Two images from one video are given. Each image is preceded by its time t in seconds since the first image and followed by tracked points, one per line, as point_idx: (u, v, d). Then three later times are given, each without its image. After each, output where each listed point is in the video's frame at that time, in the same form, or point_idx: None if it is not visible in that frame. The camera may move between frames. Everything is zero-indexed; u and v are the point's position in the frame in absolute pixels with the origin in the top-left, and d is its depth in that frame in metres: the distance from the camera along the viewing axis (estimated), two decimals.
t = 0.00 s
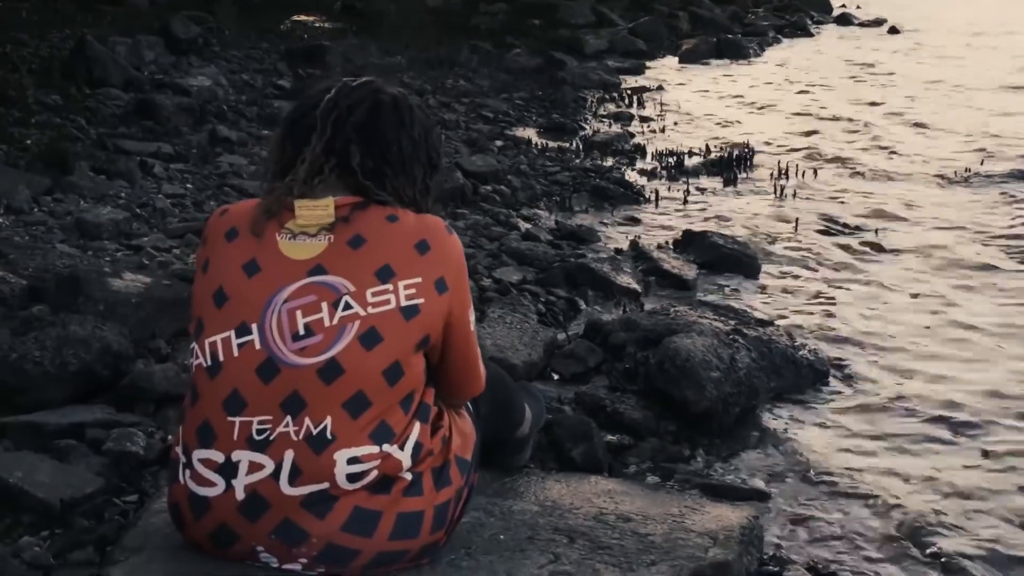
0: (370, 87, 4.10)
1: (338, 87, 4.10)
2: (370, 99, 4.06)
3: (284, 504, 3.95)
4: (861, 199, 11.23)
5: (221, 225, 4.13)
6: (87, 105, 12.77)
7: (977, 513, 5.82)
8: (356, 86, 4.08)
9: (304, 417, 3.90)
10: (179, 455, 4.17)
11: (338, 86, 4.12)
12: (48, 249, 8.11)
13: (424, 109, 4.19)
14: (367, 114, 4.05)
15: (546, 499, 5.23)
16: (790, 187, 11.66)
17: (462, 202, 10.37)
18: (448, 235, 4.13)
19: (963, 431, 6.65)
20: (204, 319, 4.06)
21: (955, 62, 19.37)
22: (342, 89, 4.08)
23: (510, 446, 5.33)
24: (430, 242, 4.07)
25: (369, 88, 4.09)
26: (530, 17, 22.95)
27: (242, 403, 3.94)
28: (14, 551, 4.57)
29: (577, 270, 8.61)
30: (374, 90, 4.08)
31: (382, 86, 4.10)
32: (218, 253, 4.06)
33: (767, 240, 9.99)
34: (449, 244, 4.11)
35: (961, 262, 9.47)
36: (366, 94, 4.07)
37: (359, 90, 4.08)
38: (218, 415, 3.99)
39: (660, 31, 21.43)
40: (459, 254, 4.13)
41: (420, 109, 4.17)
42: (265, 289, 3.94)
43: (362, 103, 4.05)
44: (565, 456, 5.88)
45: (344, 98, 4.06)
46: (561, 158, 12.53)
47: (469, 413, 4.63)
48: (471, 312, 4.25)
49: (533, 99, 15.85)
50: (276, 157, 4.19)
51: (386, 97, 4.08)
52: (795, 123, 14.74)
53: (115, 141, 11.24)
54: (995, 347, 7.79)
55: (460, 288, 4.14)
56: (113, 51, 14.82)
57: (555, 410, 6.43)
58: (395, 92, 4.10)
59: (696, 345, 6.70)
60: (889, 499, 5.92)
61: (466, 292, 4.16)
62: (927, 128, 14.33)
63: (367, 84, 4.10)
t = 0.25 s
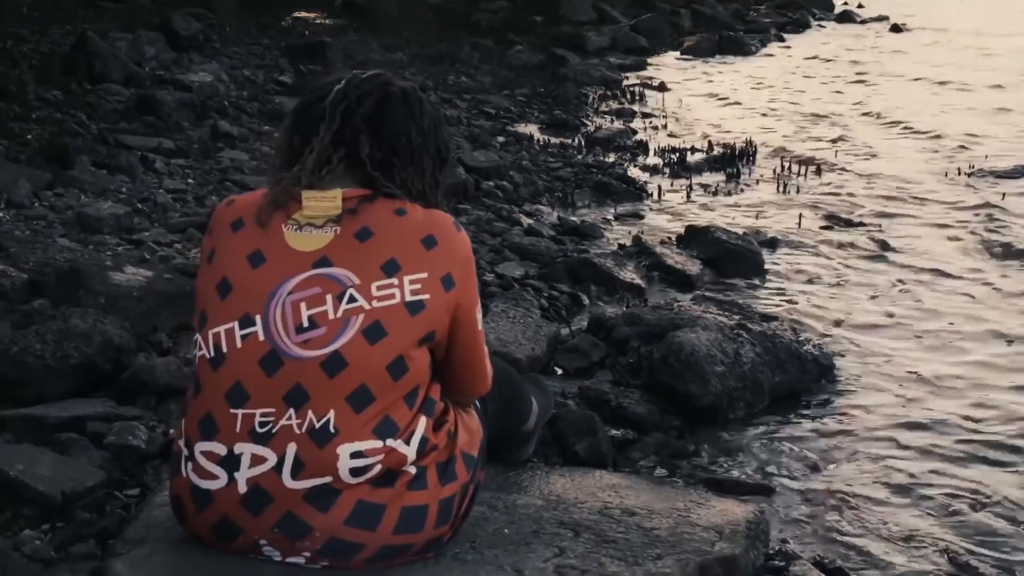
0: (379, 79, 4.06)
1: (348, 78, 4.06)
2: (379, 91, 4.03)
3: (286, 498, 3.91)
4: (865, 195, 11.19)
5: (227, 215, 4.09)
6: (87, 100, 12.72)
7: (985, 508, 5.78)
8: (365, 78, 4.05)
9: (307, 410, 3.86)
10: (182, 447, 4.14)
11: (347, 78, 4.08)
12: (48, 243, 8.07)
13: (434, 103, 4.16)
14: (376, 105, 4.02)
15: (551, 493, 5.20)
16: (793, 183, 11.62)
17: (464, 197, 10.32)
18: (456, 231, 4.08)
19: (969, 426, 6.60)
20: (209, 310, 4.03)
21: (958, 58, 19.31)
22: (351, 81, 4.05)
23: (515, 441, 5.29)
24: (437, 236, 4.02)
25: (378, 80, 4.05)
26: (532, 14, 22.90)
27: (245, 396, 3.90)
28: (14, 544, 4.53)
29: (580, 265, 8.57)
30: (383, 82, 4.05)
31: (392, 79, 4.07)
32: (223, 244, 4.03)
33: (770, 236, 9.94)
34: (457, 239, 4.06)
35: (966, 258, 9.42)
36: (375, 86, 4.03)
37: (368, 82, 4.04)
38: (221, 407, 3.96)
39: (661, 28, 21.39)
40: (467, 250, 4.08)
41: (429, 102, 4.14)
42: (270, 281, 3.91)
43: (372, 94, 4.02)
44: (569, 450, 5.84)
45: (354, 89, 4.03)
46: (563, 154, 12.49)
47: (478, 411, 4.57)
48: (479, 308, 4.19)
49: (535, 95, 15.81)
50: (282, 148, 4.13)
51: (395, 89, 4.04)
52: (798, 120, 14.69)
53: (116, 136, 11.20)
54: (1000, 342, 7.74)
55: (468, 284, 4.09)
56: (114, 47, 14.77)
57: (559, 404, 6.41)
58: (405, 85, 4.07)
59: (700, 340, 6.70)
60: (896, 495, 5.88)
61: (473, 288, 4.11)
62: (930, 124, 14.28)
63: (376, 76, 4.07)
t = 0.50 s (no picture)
0: (385, 62, 4.00)
1: (353, 62, 4.00)
2: (384, 74, 3.97)
3: (293, 485, 3.87)
4: (868, 189, 11.17)
5: (233, 199, 4.03)
6: (89, 95, 12.70)
7: (991, 498, 5.76)
8: (370, 61, 3.99)
9: (314, 397, 3.81)
10: (187, 433, 4.09)
11: (352, 61, 4.02)
12: (52, 235, 8.05)
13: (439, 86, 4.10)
14: (382, 89, 3.96)
15: (557, 482, 5.17)
16: (796, 177, 11.60)
17: (468, 190, 10.30)
18: (465, 216, 4.03)
19: (976, 416, 6.58)
20: (214, 295, 3.97)
21: (960, 54, 19.29)
22: (356, 64, 3.98)
23: (520, 431, 5.26)
24: (446, 222, 3.97)
25: (383, 63, 3.99)
26: (533, 11, 22.88)
27: (252, 382, 3.85)
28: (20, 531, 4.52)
29: (585, 258, 8.54)
30: (389, 66, 3.99)
31: (397, 62, 4.01)
32: (229, 228, 3.97)
33: (775, 229, 9.93)
34: (466, 224, 4.01)
35: (970, 250, 9.40)
36: (381, 69, 3.98)
37: (373, 65, 3.98)
38: (227, 393, 3.91)
39: (663, 25, 21.37)
40: (476, 236, 4.03)
41: (435, 86, 4.08)
42: (277, 265, 3.85)
43: (377, 77, 3.96)
44: (575, 441, 5.82)
45: (359, 73, 3.96)
46: (566, 149, 12.47)
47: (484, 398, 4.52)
48: (488, 292, 4.13)
49: (537, 91, 15.79)
50: (286, 133, 4.07)
51: (401, 72, 3.98)
52: (800, 115, 14.67)
53: (119, 130, 11.18)
54: (1005, 334, 7.72)
55: (477, 270, 4.03)
56: (116, 42, 14.76)
57: (564, 395, 6.39)
58: (411, 68, 4.01)
59: (706, 331, 6.69)
60: (901, 484, 5.86)
61: (482, 275, 4.06)
62: (933, 118, 14.26)
63: (381, 59, 4.01)
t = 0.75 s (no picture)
0: (397, 45, 3.90)
1: (364, 44, 3.90)
2: (396, 57, 3.87)
3: (301, 474, 3.82)
4: (873, 182, 11.13)
5: (239, 183, 3.95)
6: (92, 89, 12.67)
7: (1000, 489, 5.73)
8: (381, 43, 3.89)
9: (324, 386, 3.74)
10: (193, 420, 4.03)
11: (363, 43, 3.91)
12: (55, 227, 8.02)
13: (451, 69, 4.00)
14: (393, 73, 3.86)
15: (565, 472, 5.11)
16: (800, 171, 11.57)
17: (472, 184, 10.27)
18: (477, 206, 3.95)
19: (984, 407, 6.55)
20: (221, 282, 3.89)
21: (964, 50, 19.25)
22: (368, 47, 3.88)
23: (528, 421, 5.21)
24: (458, 211, 3.89)
25: (394, 45, 3.89)
26: (535, 7, 22.84)
27: (260, 370, 3.78)
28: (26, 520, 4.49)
29: (589, 251, 8.51)
30: (401, 48, 3.89)
31: (409, 44, 3.91)
32: (236, 214, 3.88)
33: (780, 222, 9.89)
34: (478, 214, 3.93)
35: (976, 243, 9.37)
36: (393, 52, 3.88)
37: (384, 48, 3.88)
38: (235, 381, 3.84)
39: (665, 21, 21.34)
40: (488, 226, 3.95)
41: (448, 70, 3.97)
42: (286, 253, 3.77)
43: (389, 61, 3.86)
44: (583, 432, 5.78)
45: (370, 55, 3.86)
46: (569, 143, 12.44)
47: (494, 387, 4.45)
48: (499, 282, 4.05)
49: (540, 86, 15.76)
50: (295, 117, 3.98)
51: (413, 55, 3.88)
52: (804, 110, 14.64)
53: (122, 124, 11.16)
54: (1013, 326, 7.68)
55: (489, 260, 3.96)
56: (119, 37, 14.73)
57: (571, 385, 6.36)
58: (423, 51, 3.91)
59: (713, 322, 6.66)
60: (910, 475, 5.82)
61: (494, 264, 3.98)
62: (937, 113, 14.22)
63: (392, 41, 3.90)
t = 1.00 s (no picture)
0: (383, 28, 3.77)
1: (350, 30, 3.78)
2: (383, 42, 3.75)
3: (304, 471, 3.79)
4: (876, 178, 11.12)
5: (231, 178, 3.85)
6: (93, 87, 12.66)
7: (1005, 484, 5.71)
8: (367, 27, 3.76)
9: (325, 385, 3.69)
10: (194, 417, 3.98)
11: (349, 29, 3.79)
12: (57, 223, 8.00)
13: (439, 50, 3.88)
14: (381, 59, 3.74)
15: (569, 467, 5.04)
16: (803, 168, 11.54)
17: (473, 181, 10.25)
18: (475, 199, 3.85)
19: (990, 401, 6.54)
20: (216, 279, 3.81)
21: (966, 47, 19.21)
22: (353, 33, 3.76)
23: (530, 416, 5.16)
24: (455, 206, 3.80)
25: (380, 29, 3.76)
26: (536, 6, 22.82)
27: (261, 370, 3.72)
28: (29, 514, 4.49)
29: (592, 247, 8.46)
30: (387, 32, 3.76)
31: (397, 27, 3.78)
32: (229, 211, 3.80)
33: (782, 219, 9.87)
34: (475, 207, 3.84)
35: (980, 239, 9.34)
36: (380, 37, 3.75)
37: (371, 32, 3.76)
38: (235, 379, 3.78)
39: (667, 20, 21.33)
40: (486, 218, 3.86)
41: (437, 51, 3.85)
42: (283, 250, 3.69)
43: (376, 47, 3.74)
44: (587, 428, 5.75)
45: (357, 43, 3.74)
46: (571, 141, 12.42)
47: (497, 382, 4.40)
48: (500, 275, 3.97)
49: (541, 84, 15.74)
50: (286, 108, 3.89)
51: (401, 39, 3.76)
52: (806, 107, 14.61)
53: (123, 122, 11.14)
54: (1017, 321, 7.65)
55: (488, 253, 3.87)
56: (120, 34, 14.71)
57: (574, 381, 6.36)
58: (411, 34, 3.78)
59: (717, 317, 6.65)
60: (915, 470, 5.80)
61: (493, 256, 3.89)
62: (940, 110, 14.20)
63: (379, 24, 3.77)
